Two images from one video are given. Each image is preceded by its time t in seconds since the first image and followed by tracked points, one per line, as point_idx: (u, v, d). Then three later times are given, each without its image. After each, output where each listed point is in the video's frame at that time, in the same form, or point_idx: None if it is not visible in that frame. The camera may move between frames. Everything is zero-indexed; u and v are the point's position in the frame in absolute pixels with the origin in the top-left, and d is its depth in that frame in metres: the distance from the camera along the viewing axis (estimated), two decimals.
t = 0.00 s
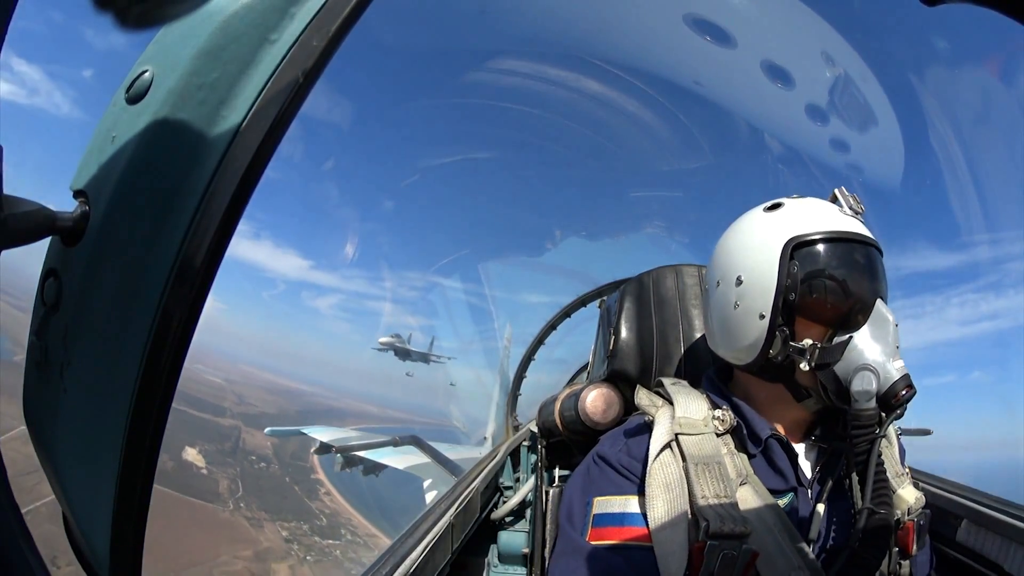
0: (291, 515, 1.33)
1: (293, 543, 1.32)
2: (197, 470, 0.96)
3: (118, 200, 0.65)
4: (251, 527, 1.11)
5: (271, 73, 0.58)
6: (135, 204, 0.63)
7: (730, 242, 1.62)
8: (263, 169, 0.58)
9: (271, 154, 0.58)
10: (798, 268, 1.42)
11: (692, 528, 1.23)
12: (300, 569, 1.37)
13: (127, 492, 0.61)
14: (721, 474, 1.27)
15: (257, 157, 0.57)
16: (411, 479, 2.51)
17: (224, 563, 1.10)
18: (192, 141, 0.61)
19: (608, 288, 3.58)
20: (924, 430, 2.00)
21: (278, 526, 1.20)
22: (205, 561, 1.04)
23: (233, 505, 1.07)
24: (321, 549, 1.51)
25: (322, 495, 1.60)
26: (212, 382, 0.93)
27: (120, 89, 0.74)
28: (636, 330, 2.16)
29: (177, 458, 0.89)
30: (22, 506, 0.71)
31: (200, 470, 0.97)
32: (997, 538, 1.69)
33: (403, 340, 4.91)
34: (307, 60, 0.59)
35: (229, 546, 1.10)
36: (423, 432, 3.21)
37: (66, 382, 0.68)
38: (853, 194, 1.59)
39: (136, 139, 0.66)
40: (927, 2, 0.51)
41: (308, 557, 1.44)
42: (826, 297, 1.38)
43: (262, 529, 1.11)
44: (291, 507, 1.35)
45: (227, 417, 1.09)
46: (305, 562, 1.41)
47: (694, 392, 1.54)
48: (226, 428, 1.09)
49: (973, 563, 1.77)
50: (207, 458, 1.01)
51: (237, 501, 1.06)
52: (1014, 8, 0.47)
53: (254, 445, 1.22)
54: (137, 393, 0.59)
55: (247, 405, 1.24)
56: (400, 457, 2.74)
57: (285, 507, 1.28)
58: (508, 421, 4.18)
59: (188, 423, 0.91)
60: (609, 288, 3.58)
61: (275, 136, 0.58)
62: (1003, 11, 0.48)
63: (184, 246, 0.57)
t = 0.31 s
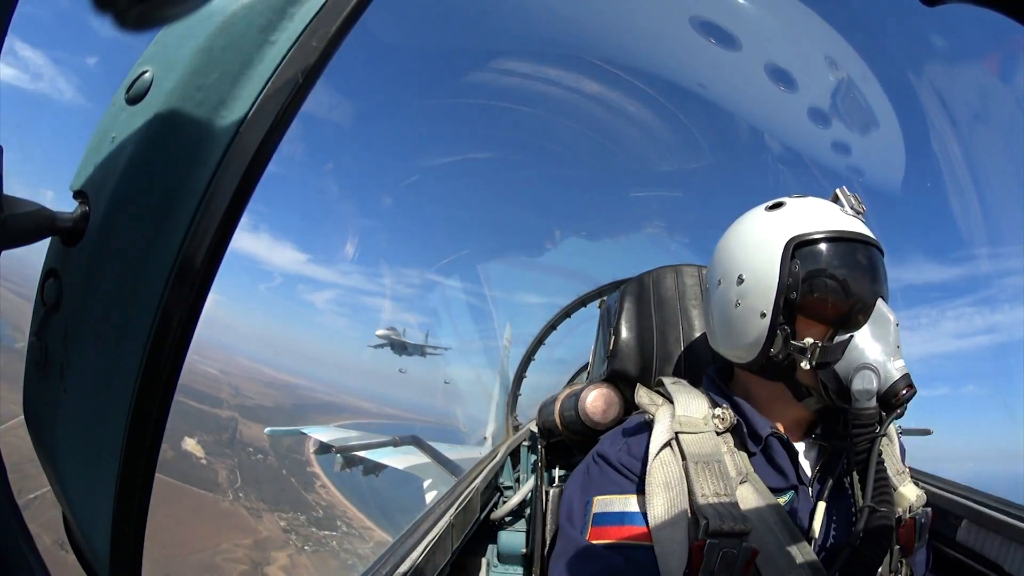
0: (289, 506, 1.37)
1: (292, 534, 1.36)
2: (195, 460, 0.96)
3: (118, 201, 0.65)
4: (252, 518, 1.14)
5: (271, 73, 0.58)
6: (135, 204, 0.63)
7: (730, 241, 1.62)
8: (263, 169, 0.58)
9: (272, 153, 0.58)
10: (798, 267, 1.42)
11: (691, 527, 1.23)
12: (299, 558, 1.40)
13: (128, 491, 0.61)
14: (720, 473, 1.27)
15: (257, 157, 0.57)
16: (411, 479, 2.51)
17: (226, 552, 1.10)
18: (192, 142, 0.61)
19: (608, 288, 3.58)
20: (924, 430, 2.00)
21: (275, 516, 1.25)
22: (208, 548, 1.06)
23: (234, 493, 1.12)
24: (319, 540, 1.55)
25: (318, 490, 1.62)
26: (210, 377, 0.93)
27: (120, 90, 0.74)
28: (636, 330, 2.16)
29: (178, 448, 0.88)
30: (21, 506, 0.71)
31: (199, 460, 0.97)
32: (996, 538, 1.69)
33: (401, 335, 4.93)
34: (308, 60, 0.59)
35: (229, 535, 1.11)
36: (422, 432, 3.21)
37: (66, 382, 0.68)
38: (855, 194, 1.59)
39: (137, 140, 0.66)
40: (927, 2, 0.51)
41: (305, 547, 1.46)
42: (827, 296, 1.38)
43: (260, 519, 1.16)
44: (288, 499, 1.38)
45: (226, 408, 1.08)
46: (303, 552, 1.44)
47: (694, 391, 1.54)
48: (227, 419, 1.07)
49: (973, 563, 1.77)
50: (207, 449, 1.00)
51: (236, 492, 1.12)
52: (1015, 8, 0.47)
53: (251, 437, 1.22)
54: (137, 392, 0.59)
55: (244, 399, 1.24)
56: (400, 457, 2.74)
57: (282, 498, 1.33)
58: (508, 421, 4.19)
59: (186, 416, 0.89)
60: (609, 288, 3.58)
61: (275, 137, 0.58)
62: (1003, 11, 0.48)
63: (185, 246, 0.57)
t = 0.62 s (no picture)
0: (289, 499, 1.45)
1: (293, 525, 1.43)
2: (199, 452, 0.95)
3: (118, 201, 0.65)
4: (255, 510, 1.18)
5: (271, 73, 0.58)
6: (135, 204, 0.63)
7: (729, 241, 1.62)
8: (263, 169, 0.58)
9: (272, 153, 0.58)
10: (798, 267, 1.42)
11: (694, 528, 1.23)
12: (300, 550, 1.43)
13: (128, 491, 0.61)
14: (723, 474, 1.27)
15: (257, 157, 0.57)
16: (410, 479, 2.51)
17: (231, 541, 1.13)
18: (192, 142, 0.61)
19: (608, 288, 3.58)
20: (923, 430, 2.00)
21: (275, 509, 1.31)
22: (211, 539, 1.07)
23: (235, 487, 1.10)
24: (319, 533, 1.57)
25: (315, 482, 1.66)
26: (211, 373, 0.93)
27: (120, 90, 0.74)
28: (636, 331, 2.16)
29: (177, 448, 0.88)
30: (22, 507, 0.71)
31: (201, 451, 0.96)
32: (996, 538, 1.69)
33: (402, 330, 4.96)
34: (308, 60, 0.59)
35: (234, 528, 1.11)
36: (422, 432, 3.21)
37: (66, 382, 0.68)
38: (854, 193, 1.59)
39: (137, 140, 0.66)
40: (927, 2, 0.51)
41: (306, 538, 1.49)
42: (826, 296, 1.38)
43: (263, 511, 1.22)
44: (286, 497, 1.40)
45: (226, 403, 1.10)
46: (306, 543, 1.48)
47: (694, 392, 1.54)
48: (227, 413, 1.10)
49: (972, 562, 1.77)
50: (209, 442, 1.01)
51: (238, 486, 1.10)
52: (1016, 9, 0.47)
53: (250, 437, 1.22)
54: (138, 391, 0.59)
55: (241, 391, 1.24)
56: (400, 457, 2.74)
57: (282, 492, 1.39)
58: (508, 421, 4.19)
59: (184, 407, 0.89)
60: (609, 288, 3.58)
61: (275, 136, 0.58)
62: (1003, 11, 0.48)
63: (185, 246, 0.57)
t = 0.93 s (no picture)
0: (292, 495, 1.39)
1: (297, 521, 1.38)
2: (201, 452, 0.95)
3: (119, 200, 0.65)
4: (258, 505, 1.18)
5: (272, 73, 0.58)
6: (136, 203, 0.63)
7: (732, 240, 1.62)
8: (263, 168, 0.58)
9: (273, 153, 0.58)
10: (800, 266, 1.42)
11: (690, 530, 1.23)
12: (305, 545, 1.45)
13: (128, 491, 0.61)
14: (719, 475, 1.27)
15: (257, 157, 0.57)
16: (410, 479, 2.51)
17: (238, 537, 1.16)
18: (192, 141, 0.61)
19: (608, 288, 3.58)
20: (923, 431, 2.00)
21: (280, 504, 1.26)
22: (213, 538, 1.09)
23: (240, 483, 1.12)
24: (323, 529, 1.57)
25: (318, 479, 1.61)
26: (212, 373, 0.93)
27: (120, 90, 0.74)
28: (636, 331, 2.16)
29: (178, 446, 0.88)
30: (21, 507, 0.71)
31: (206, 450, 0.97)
32: (996, 538, 1.69)
33: (401, 326, 4.99)
34: (309, 60, 0.58)
35: (239, 523, 1.14)
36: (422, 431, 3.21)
37: (66, 382, 0.68)
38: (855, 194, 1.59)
39: (137, 139, 0.66)
40: (928, 2, 0.51)
41: (310, 534, 1.48)
42: (828, 296, 1.38)
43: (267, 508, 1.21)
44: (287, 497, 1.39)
45: (227, 401, 1.10)
46: (309, 538, 1.47)
47: (693, 391, 1.54)
48: (229, 411, 1.10)
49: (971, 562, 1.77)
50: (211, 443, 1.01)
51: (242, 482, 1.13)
52: (1016, 9, 0.47)
53: (251, 437, 1.22)
54: (138, 390, 0.59)
55: (243, 389, 1.24)
56: (399, 457, 2.74)
57: (285, 487, 1.32)
58: (507, 421, 4.19)
59: (188, 408, 0.89)
60: (609, 288, 3.58)
61: (275, 136, 0.58)
62: (1003, 12, 0.48)
63: (185, 246, 0.57)
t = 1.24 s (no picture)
0: (297, 493, 1.42)
1: (303, 518, 1.40)
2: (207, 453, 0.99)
3: (119, 199, 0.65)
4: (267, 504, 1.22)
5: (272, 73, 0.58)
6: (136, 203, 0.63)
7: (734, 240, 1.61)
8: (263, 169, 0.58)
9: (272, 154, 0.58)
10: (802, 267, 1.42)
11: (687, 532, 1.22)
12: (311, 542, 1.41)
13: (128, 491, 0.61)
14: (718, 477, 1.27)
15: (257, 157, 0.57)
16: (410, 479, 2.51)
17: (248, 533, 1.16)
18: (193, 142, 0.61)
19: (608, 288, 3.58)
20: (923, 431, 2.00)
21: (286, 502, 1.29)
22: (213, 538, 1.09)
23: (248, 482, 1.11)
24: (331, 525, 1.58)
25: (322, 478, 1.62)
26: (212, 372, 0.93)
27: (120, 89, 0.74)
28: (636, 331, 2.16)
29: (178, 446, 0.88)
30: (21, 506, 0.71)
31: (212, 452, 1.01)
32: (996, 538, 1.69)
33: (400, 321, 5.04)
34: (309, 60, 0.58)
35: (243, 523, 1.14)
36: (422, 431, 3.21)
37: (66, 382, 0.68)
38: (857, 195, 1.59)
39: (137, 139, 0.66)
40: (928, 3, 0.51)
41: (318, 531, 1.47)
42: (829, 297, 1.38)
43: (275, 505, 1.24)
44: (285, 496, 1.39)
45: (230, 400, 1.11)
46: (315, 536, 1.44)
47: (694, 392, 1.54)
48: (232, 410, 1.11)
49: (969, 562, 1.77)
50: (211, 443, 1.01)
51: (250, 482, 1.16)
52: (1015, 10, 0.47)
53: (251, 437, 1.22)
54: (138, 391, 0.59)
55: (242, 391, 1.24)
56: (400, 457, 2.75)
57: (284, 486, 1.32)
58: (508, 421, 4.18)
59: (189, 407, 0.89)
60: (609, 288, 3.58)
61: (275, 136, 0.58)
62: (1002, 13, 0.48)
63: (185, 247, 0.57)
